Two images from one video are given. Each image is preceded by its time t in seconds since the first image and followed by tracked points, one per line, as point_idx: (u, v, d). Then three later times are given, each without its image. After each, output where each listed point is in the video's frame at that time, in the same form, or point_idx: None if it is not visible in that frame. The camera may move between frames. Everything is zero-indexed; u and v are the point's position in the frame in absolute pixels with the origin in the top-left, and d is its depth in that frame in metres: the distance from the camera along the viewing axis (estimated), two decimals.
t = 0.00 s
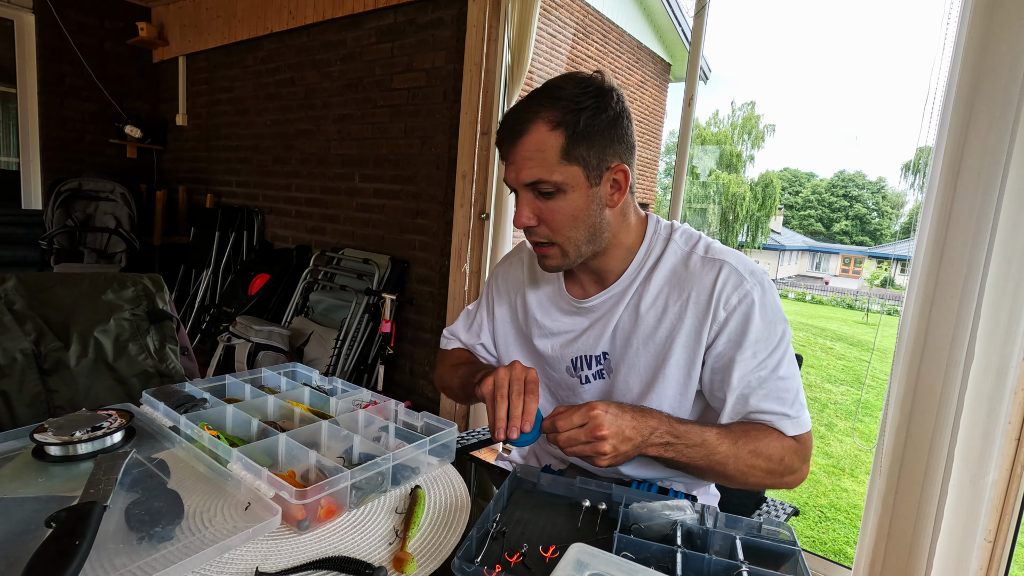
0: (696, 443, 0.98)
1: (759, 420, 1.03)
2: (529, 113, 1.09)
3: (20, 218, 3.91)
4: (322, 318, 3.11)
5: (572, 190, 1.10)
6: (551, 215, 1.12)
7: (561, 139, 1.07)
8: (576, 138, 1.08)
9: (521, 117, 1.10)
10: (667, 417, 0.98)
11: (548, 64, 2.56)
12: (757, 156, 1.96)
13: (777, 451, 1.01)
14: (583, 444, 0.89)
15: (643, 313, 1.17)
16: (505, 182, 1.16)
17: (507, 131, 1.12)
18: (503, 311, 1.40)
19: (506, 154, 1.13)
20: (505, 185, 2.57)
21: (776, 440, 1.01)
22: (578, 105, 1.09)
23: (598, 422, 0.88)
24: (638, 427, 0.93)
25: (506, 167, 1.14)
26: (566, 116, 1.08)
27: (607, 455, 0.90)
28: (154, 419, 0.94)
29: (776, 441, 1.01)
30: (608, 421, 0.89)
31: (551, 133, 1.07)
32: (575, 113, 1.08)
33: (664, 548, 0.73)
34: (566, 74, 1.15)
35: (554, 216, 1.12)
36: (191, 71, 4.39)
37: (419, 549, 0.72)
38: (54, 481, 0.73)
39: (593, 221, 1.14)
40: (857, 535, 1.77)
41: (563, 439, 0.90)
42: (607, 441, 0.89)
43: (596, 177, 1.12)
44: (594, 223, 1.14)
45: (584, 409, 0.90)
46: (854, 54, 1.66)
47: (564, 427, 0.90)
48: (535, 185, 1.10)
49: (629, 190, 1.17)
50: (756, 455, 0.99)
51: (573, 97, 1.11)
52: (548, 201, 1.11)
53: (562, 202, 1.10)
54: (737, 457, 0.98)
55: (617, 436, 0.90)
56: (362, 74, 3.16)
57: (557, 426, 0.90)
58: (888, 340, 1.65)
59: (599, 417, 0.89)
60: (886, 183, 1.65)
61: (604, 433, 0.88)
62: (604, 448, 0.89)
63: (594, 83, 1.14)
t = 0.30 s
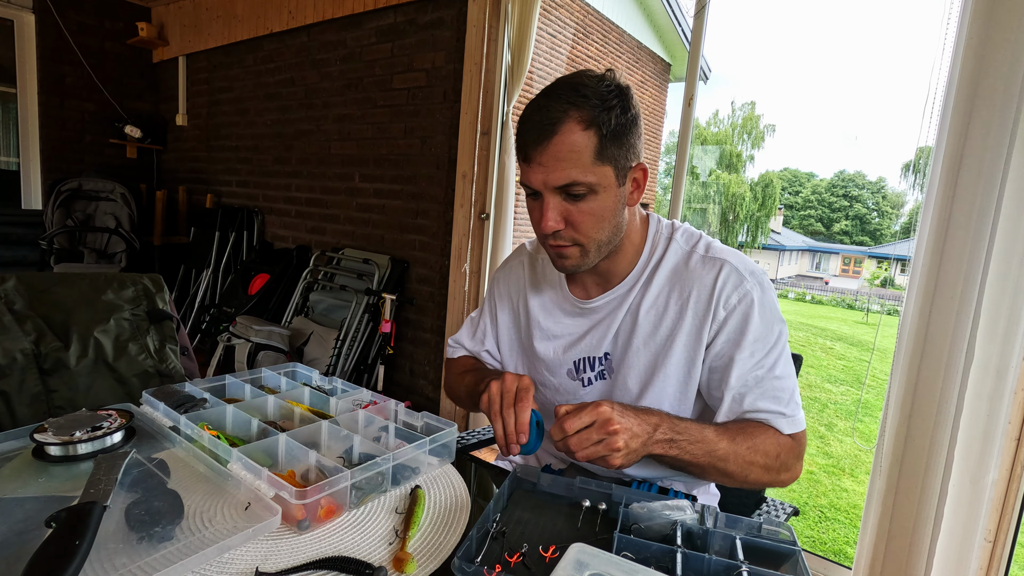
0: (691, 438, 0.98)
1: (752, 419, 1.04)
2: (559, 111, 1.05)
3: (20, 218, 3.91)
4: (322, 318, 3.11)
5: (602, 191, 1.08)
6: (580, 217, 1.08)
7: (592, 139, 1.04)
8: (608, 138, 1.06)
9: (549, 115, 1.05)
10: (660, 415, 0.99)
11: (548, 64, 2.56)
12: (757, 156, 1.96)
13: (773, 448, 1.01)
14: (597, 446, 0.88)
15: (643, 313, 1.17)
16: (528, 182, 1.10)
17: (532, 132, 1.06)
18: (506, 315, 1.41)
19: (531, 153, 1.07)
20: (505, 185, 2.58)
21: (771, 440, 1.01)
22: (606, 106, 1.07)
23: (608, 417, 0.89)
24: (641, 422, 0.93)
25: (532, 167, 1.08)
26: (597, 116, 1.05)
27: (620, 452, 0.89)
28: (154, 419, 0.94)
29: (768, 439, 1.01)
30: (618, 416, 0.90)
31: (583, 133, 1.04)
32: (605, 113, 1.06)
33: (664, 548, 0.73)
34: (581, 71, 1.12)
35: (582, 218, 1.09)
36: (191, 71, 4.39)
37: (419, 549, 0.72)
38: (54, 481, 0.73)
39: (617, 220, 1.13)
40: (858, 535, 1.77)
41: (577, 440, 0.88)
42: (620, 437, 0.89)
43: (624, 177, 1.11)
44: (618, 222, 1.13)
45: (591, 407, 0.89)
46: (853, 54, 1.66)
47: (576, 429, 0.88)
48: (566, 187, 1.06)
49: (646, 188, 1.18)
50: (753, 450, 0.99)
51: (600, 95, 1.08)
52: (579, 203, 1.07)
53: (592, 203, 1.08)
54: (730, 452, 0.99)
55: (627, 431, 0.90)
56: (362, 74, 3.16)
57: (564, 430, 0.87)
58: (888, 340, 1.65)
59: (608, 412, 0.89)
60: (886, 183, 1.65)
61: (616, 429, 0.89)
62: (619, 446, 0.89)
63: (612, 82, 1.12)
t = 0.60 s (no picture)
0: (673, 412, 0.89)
1: (729, 397, 0.96)
2: (577, 107, 1.05)
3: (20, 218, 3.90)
4: (322, 318, 3.11)
5: (617, 189, 1.08)
6: (593, 214, 1.09)
7: (609, 138, 1.05)
8: (624, 136, 1.06)
9: (567, 111, 1.05)
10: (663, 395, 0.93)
11: (548, 64, 2.56)
12: (757, 156, 1.95)
13: (752, 432, 0.91)
14: (539, 403, 0.79)
15: (642, 303, 1.18)
16: (542, 178, 1.10)
17: (550, 128, 1.06)
18: (509, 314, 1.41)
19: (547, 149, 1.06)
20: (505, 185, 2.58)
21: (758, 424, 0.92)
22: (623, 104, 1.07)
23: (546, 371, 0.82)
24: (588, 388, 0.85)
25: (548, 163, 1.07)
26: (614, 114, 1.05)
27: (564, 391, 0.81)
28: (154, 419, 0.94)
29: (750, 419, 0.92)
30: (557, 371, 0.83)
31: (600, 131, 1.04)
32: (622, 111, 1.06)
33: (664, 548, 0.73)
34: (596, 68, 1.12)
35: (595, 215, 1.09)
36: (191, 71, 4.39)
37: (419, 549, 0.72)
38: (54, 482, 0.73)
39: (627, 218, 1.14)
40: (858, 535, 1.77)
41: (517, 397, 0.79)
42: (562, 392, 0.81)
43: (637, 175, 1.11)
44: (629, 220, 1.14)
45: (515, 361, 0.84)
46: (854, 53, 1.66)
47: (513, 387, 0.80)
48: (581, 183, 1.06)
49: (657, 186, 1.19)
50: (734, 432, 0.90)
51: (616, 94, 1.07)
52: (592, 200, 1.08)
53: (606, 200, 1.08)
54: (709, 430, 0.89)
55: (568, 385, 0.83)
56: (362, 74, 3.16)
57: (500, 391, 0.79)
58: (888, 340, 1.65)
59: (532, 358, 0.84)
60: (886, 183, 1.65)
61: (556, 381, 0.81)
62: (564, 402, 0.81)
63: (626, 80, 1.11)
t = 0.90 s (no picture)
0: (635, 417, 0.86)
1: (714, 381, 0.93)
2: (557, 105, 1.05)
3: (20, 218, 3.90)
4: (322, 318, 3.11)
5: (600, 183, 1.08)
6: (577, 209, 1.09)
7: (590, 133, 1.05)
8: (605, 131, 1.06)
9: (548, 108, 1.06)
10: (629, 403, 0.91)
11: (548, 64, 2.56)
12: (757, 156, 1.96)
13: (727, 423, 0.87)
14: (476, 462, 0.79)
15: (632, 298, 1.18)
16: (527, 175, 1.10)
17: (532, 125, 1.06)
18: (507, 314, 1.40)
19: (530, 147, 1.08)
20: (505, 185, 2.58)
21: (736, 413, 0.88)
22: (604, 100, 1.07)
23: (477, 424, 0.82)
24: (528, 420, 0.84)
25: (531, 160, 1.08)
26: (594, 110, 1.05)
27: (496, 440, 0.81)
28: (154, 418, 0.94)
29: (721, 411, 0.88)
30: (489, 421, 0.83)
31: (580, 127, 1.04)
32: (602, 106, 1.06)
33: (665, 548, 0.73)
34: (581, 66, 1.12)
35: (579, 210, 1.09)
36: (191, 71, 4.39)
37: (419, 548, 0.72)
38: (54, 482, 0.73)
39: (614, 213, 1.14)
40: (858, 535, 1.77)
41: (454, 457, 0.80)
42: (498, 442, 0.81)
43: (620, 169, 1.11)
44: (615, 214, 1.14)
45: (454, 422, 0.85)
46: (853, 54, 1.66)
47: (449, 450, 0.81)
48: (564, 179, 1.06)
49: (644, 181, 1.19)
50: (705, 428, 0.86)
51: (598, 90, 1.08)
52: (576, 196, 1.08)
53: (590, 196, 1.08)
54: (676, 429, 0.85)
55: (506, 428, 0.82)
56: (362, 74, 3.16)
57: (440, 457, 0.81)
58: (888, 340, 1.65)
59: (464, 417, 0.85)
60: (886, 183, 1.65)
61: (488, 434, 0.81)
62: (501, 452, 0.79)
63: (610, 77, 1.11)
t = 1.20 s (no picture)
0: (682, 406, 0.87)
1: (741, 393, 0.92)
2: (540, 113, 1.05)
3: (20, 218, 3.90)
4: (322, 318, 3.11)
5: (589, 187, 1.08)
6: (568, 214, 1.09)
7: (574, 138, 1.05)
8: (590, 135, 1.06)
9: (531, 117, 1.06)
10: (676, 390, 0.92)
11: (548, 64, 2.56)
12: (757, 156, 1.96)
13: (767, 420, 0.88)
14: (520, 402, 0.85)
15: (632, 305, 1.18)
16: (515, 185, 1.11)
17: (516, 135, 1.07)
18: (504, 315, 1.40)
19: (515, 156, 1.08)
20: (505, 185, 2.57)
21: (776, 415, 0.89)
22: (585, 105, 1.07)
23: (537, 371, 0.85)
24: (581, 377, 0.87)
25: (518, 169, 1.09)
26: (577, 115, 1.05)
27: (546, 391, 0.84)
28: (154, 419, 0.94)
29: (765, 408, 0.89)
30: (546, 368, 0.85)
31: (564, 133, 1.04)
32: (585, 110, 1.06)
33: (664, 548, 0.73)
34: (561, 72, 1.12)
35: (571, 214, 1.09)
36: (191, 71, 4.39)
37: (419, 548, 0.72)
38: (54, 482, 0.73)
39: (605, 215, 1.14)
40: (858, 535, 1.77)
41: (508, 390, 0.86)
42: (545, 392, 0.84)
43: (608, 171, 1.11)
44: (607, 216, 1.14)
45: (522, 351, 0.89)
46: (853, 54, 1.66)
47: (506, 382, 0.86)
48: (552, 186, 1.06)
49: (634, 181, 1.19)
50: (747, 425, 0.87)
51: (579, 94, 1.08)
52: (565, 201, 1.08)
53: (580, 200, 1.08)
54: (719, 423, 0.86)
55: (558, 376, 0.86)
56: (362, 74, 3.16)
57: (497, 384, 0.87)
58: (888, 340, 1.65)
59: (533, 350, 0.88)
60: (886, 183, 1.65)
61: (540, 381, 0.84)
62: (541, 403, 0.84)
63: (589, 80, 1.12)
